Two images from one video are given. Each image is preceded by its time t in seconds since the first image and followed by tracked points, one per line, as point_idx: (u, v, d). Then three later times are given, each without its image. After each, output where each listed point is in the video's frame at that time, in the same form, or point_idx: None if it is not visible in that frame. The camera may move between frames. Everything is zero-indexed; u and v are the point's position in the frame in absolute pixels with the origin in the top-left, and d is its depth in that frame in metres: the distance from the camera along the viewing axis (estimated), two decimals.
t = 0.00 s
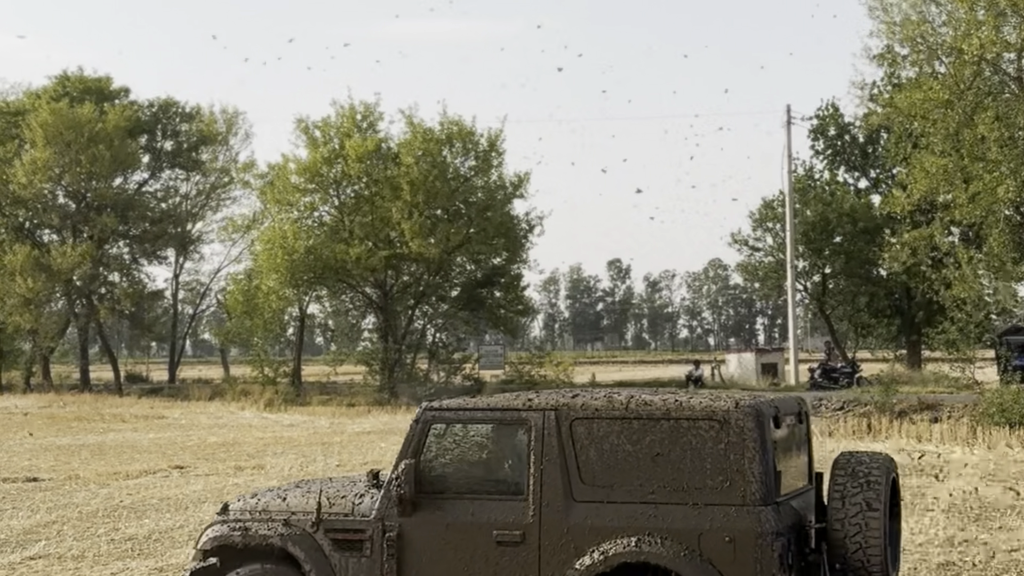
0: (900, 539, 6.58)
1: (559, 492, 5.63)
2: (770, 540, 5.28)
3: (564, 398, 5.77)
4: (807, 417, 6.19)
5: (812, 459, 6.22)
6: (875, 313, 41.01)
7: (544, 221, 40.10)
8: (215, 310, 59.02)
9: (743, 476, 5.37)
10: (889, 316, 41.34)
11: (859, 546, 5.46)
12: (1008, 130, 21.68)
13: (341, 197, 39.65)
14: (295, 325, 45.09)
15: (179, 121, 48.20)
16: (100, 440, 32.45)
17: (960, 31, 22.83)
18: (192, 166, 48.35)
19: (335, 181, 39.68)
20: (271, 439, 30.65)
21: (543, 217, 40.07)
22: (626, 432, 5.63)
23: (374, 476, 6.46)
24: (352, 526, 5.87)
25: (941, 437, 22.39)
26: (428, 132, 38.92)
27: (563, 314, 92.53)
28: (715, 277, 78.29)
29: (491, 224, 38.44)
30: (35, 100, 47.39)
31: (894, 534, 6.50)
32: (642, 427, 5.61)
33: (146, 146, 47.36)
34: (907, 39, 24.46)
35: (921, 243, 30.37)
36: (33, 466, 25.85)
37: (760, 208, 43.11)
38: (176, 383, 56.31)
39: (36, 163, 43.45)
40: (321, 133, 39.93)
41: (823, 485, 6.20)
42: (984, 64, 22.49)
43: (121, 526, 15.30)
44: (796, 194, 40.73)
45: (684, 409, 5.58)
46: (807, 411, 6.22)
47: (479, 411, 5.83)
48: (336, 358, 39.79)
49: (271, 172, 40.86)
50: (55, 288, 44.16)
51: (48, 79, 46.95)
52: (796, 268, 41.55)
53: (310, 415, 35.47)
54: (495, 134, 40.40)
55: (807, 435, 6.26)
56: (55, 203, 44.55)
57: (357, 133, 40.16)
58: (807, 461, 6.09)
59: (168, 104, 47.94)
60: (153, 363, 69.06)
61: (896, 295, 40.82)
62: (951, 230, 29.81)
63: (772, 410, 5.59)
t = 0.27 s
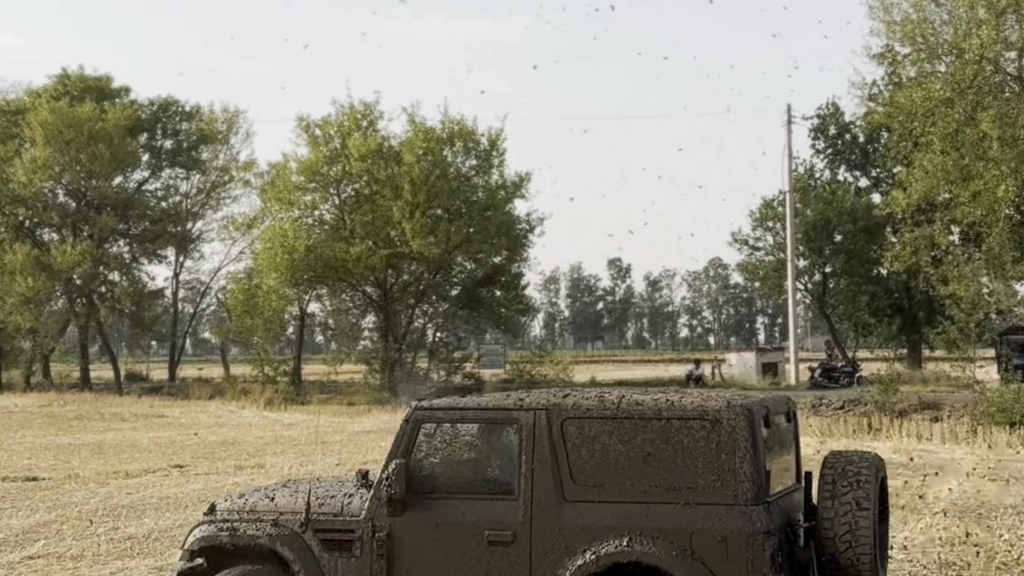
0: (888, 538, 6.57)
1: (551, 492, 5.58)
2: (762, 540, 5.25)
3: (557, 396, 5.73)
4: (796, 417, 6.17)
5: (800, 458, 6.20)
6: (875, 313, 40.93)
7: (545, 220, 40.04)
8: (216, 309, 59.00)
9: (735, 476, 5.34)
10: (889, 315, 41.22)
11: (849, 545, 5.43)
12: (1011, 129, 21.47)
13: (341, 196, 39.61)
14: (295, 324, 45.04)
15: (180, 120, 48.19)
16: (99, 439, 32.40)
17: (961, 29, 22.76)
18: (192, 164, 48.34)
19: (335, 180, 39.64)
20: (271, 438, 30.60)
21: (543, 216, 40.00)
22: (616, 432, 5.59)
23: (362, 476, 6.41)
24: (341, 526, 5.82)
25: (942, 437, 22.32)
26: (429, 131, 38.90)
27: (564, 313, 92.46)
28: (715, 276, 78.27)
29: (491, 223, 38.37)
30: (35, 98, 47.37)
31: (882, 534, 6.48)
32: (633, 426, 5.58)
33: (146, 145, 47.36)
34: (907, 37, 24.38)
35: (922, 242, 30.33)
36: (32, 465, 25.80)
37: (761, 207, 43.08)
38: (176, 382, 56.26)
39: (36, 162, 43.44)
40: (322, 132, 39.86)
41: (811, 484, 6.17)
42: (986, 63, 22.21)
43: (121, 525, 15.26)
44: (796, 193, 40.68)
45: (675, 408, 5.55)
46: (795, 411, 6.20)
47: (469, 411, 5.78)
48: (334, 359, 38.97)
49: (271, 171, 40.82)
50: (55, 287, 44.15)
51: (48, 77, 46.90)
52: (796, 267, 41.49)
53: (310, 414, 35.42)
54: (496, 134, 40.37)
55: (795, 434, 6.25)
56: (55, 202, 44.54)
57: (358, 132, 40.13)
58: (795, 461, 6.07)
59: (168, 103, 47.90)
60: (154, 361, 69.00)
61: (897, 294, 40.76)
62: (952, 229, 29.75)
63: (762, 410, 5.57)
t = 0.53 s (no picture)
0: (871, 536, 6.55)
1: (539, 492, 5.55)
2: (751, 538, 5.24)
3: (544, 395, 5.69)
4: (780, 416, 6.16)
5: (784, 456, 6.18)
6: (875, 312, 40.89)
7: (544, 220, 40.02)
8: (215, 308, 58.94)
9: (723, 475, 5.33)
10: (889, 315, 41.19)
11: (836, 543, 5.41)
12: (1011, 127, 21.72)
13: (340, 195, 39.57)
14: (295, 323, 44.99)
15: (179, 119, 48.14)
16: (98, 438, 32.33)
17: (960, 29, 22.71)
18: (191, 164, 48.31)
19: (335, 179, 39.59)
20: (270, 437, 30.56)
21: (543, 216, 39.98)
22: (604, 431, 5.56)
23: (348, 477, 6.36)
24: (328, 527, 5.76)
25: (941, 437, 22.27)
26: (428, 130, 38.87)
27: (563, 312, 92.41)
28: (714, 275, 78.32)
29: (491, 223, 38.32)
30: (35, 97, 47.29)
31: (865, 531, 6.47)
32: (621, 425, 5.55)
33: (145, 144, 47.30)
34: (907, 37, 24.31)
35: (922, 241, 30.28)
36: (31, 464, 25.75)
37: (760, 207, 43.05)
38: (175, 381, 56.20)
39: (35, 161, 43.39)
40: (322, 131, 39.81)
41: (796, 482, 6.14)
42: (985, 63, 22.38)
43: (118, 525, 15.20)
44: (796, 193, 40.66)
45: (663, 407, 5.52)
46: (780, 409, 6.19)
47: (456, 410, 5.74)
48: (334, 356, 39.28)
49: (271, 171, 40.78)
50: (54, 286, 44.08)
51: (48, 76, 46.86)
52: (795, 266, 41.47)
53: (309, 413, 35.38)
54: (496, 133, 40.34)
55: (778, 433, 6.23)
56: (54, 201, 44.49)
57: (357, 131, 40.09)
58: (779, 459, 6.04)
59: (168, 102, 47.84)
60: (153, 360, 68.92)
61: (896, 294, 40.74)
62: (951, 229, 29.72)
63: (749, 409, 5.55)
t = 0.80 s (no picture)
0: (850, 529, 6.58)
1: (527, 491, 5.51)
2: (740, 537, 5.23)
3: (532, 394, 5.65)
4: (764, 413, 6.16)
5: (768, 453, 6.19)
6: (875, 312, 40.85)
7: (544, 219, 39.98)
8: (215, 307, 58.95)
9: (712, 473, 5.31)
10: (889, 315, 41.13)
11: (823, 541, 5.42)
12: (1011, 127, 21.52)
13: (341, 195, 39.58)
14: (295, 323, 44.98)
15: (179, 118, 48.16)
16: (98, 438, 32.29)
17: (960, 28, 22.66)
18: (191, 163, 48.32)
19: (334, 179, 39.59)
20: (270, 437, 30.51)
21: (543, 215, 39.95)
22: (593, 430, 5.52)
23: (333, 477, 6.25)
24: (315, 527, 5.68)
25: (942, 437, 22.22)
26: (429, 130, 38.87)
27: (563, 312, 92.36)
28: (714, 275, 78.41)
29: (491, 222, 38.29)
30: (35, 97, 47.26)
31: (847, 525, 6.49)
32: (610, 424, 5.51)
33: (145, 143, 47.28)
34: (906, 37, 24.27)
35: (922, 241, 30.22)
36: (30, 463, 25.69)
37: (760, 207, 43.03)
38: (175, 381, 56.17)
39: (35, 161, 43.36)
40: (322, 131, 39.80)
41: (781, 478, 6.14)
42: (985, 63, 22.20)
43: (117, 524, 15.16)
44: (796, 193, 40.65)
45: (650, 406, 5.49)
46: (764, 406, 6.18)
47: (443, 409, 5.69)
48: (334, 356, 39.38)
49: (271, 171, 40.76)
50: (54, 286, 44.06)
51: (48, 76, 46.84)
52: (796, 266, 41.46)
53: (308, 414, 35.35)
54: (497, 133, 40.31)
55: (763, 429, 6.22)
56: (54, 201, 44.49)
57: (356, 131, 40.10)
58: (764, 456, 6.05)
59: (168, 102, 47.83)
60: (153, 360, 68.87)
61: (897, 294, 40.71)
62: (951, 229, 29.67)
63: (737, 407, 5.54)
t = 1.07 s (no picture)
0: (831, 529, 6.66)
1: (517, 491, 5.49)
2: (731, 536, 5.22)
3: (521, 394, 5.64)
4: (751, 413, 6.20)
5: (754, 453, 6.24)
6: (877, 313, 40.82)
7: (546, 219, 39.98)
8: (217, 308, 58.99)
9: (702, 472, 5.30)
10: (890, 316, 41.09)
11: (810, 540, 5.50)
12: (1010, 128, 21.58)
13: (342, 195, 39.60)
14: (297, 323, 45.00)
15: (181, 119, 48.22)
16: (99, 438, 32.31)
17: (960, 30, 22.68)
18: (193, 164, 48.36)
19: (336, 180, 39.64)
20: (271, 437, 30.53)
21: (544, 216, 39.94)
22: (583, 430, 5.51)
23: (321, 476, 6.26)
24: (303, 527, 5.67)
25: (942, 438, 22.22)
26: (430, 131, 38.91)
27: (564, 312, 92.35)
28: (715, 276, 78.44)
29: (491, 223, 38.27)
30: (37, 97, 47.30)
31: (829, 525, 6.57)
32: (599, 424, 5.50)
33: (147, 143, 47.31)
34: (907, 39, 24.27)
35: (922, 242, 30.19)
36: (32, 464, 25.70)
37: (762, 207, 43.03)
38: (177, 381, 56.19)
39: (37, 161, 43.33)
40: (323, 131, 39.84)
41: (767, 478, 6.20)
42: (985, 65, 22.16)
43: (118, 524, 15.18)
44: (797, 194, 40.63)
45: (640, 406, 5.48)
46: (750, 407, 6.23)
47: (432, 410, 5.67)
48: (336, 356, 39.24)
49: (272, 171, 40.77)
50: (56, 286, 44.09)
51: (50, 76, 46.85)
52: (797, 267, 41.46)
53: (309, 414, 35.36)
54: (498, 134, 40.31)
55: (749, 430, 6.27)
56: (55, 200, 44.52)
57: (357, 131, 40.15)
58: (751, 456, 6.09)
59: (169, 102, 47.91)
60: (155, 360, 68.90)
61: (898, 295, 40.69)
62: (952, 230, 29.66)
63: (726, 407, 5.54)
